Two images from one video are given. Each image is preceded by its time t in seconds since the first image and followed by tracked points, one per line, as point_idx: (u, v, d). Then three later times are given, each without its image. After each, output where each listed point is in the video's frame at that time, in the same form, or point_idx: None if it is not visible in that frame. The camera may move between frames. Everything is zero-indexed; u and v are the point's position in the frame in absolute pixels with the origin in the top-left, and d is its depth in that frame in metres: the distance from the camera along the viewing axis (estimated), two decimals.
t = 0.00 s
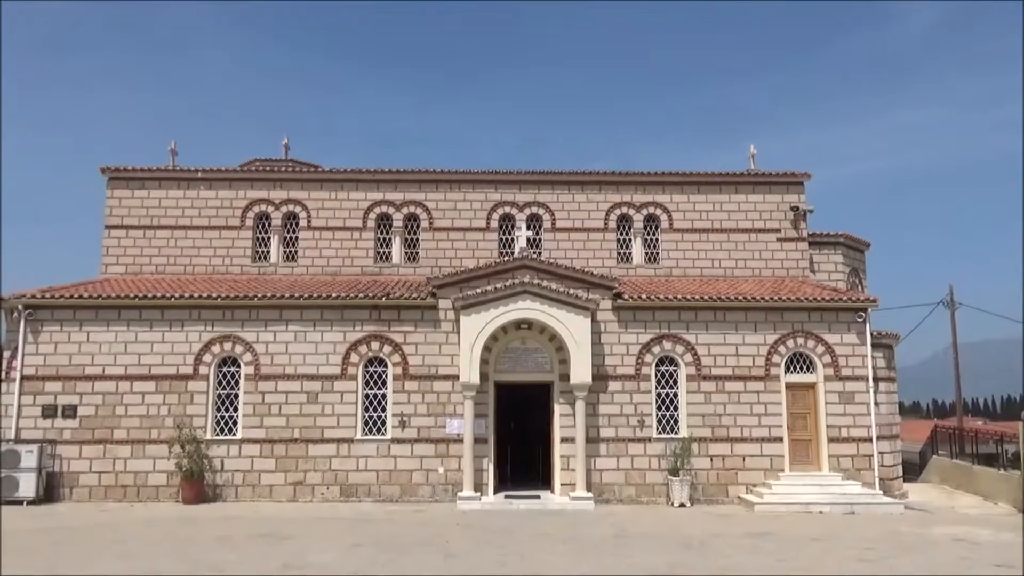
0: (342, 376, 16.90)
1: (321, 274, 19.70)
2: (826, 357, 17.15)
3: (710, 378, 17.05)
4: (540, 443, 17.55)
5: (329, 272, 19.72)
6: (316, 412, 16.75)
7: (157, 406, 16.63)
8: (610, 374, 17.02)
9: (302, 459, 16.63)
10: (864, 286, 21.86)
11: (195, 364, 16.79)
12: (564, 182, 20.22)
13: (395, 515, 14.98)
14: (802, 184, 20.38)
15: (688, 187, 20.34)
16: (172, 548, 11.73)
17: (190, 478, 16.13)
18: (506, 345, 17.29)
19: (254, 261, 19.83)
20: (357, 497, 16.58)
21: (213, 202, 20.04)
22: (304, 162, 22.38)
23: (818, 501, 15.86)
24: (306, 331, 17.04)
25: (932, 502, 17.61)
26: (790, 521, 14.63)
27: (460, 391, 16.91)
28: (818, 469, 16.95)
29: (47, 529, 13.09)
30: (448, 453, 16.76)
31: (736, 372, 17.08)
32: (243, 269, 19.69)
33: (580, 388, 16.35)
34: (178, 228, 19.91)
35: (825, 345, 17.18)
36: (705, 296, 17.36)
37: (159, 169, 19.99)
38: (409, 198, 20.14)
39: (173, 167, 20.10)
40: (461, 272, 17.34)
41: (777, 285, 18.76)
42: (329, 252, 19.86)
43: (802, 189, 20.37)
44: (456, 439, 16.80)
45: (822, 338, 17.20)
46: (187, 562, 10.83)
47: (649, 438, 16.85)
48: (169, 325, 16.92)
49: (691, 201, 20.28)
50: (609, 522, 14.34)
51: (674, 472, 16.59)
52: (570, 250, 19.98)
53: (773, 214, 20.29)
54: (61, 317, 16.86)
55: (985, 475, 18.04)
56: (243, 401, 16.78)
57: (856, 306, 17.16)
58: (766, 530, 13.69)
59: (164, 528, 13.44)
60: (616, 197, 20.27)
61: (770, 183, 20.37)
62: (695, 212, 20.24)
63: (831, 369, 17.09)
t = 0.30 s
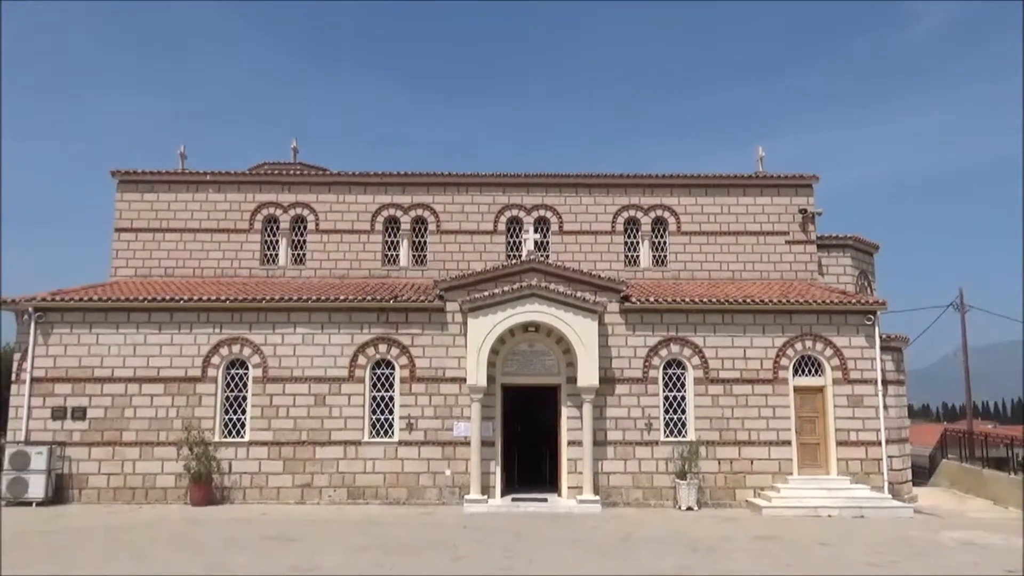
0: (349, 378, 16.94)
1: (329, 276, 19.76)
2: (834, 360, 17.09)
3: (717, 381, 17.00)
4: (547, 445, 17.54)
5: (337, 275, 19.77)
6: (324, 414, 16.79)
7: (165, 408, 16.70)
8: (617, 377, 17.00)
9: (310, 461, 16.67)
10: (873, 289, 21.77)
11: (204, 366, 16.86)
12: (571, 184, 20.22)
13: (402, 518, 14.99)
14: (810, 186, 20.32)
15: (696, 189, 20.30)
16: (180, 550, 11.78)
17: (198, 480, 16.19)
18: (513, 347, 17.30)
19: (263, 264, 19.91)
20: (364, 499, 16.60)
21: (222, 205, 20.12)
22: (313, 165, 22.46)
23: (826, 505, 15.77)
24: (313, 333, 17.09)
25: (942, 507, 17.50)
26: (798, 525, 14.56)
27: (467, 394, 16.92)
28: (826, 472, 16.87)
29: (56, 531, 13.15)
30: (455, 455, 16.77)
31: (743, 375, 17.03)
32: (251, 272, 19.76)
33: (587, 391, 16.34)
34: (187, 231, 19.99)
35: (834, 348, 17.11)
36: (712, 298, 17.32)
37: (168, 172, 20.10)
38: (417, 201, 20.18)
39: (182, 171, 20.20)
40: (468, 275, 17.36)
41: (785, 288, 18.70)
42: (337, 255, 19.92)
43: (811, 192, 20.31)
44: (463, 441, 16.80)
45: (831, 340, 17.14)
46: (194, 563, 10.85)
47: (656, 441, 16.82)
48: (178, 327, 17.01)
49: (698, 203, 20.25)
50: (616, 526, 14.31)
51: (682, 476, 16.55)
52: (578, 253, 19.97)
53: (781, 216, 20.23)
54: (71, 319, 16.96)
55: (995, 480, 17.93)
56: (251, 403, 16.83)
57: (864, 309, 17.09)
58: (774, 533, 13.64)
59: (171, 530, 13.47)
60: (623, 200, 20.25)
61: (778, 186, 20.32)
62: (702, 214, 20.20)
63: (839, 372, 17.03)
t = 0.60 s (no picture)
0: (349, 382, 16.93)
1: (329, 280, 19.75)
2: (834, 363, 17.09)
3: (717, 385, 17.00)
4: (547, 449, 17.53)
5: (337, 278, 19.76)
6: (323, 418, 16.78)
7: (164, 412, 16.68)
8: (617, 380, 17.00)
9: (309, 465, 16.65)
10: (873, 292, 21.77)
11: (203, 370, 16.85)
12: (570, 188, 20.24)
13: (402, 522, 14.98)
14: (810, 190, 20.33)
15: (695, 193, 20.32)
16: (180, 553, 11.77)
17: (197, 484, 16.16)
18: (512, 351, 17.29)
19: (262, 267, 19.90)
20: (364, 503, 16.58)
21: (221, 209, 20.13)
22: (312, 169, 22.47)
23: (826, 509, 15.75)
24: (313, 336, 17.08)
25: (942, 510, 17.49)
26: (798, 529, 14.55)
27: (466, 397, 16.91)
28: (826, 476, 16.86)
29: (55, 535, 13.13)
30: (454, 459, 16.75)
31: (743, 378, 17.03)
32: (251, 276, 19.75)
33: (587, 394, 16.33)
34: (187, 234, 19.99)
35: (833, 351, 17.12)
36: (712, 302, 17.33)
37: (168, 176, 20.10)
38: (416, 204, 20.19)
39: (182, 174, 20.20)
40: (468, 278, 17.36)
41: (785, 291, 18.70)
42: (336, 259, 19.91)
43: (810, 195, 20.33)
44: (462, 445, 16.78)
45: (830, 344, 17.14)
46: (194, 567, 10.83)
47: (656, 445, 16.81)
48: (177, 331, 16.99)
49: (698, 206, 20.26)
50: (616, 530, 14.30)
51: (681, 479, 16.53)
52: (578, 256, 19.97)
53: (781, 219, 20.25)
54: (70, 323, 16.95)
55: (994, 483, 17.93)
56: (250, 407, 16.82)
57: (864, 312, 17.10)
58: (774, 537, 13.64)
59: (171, 533, 13.45)
60: (622, 203, 20.26)
61: (777, 190, 20.33)
62: (702, 218, 20.21)
63: (839, 375, 17.02)
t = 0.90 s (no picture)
0: (352, 385, 16.93)
1: (332, 283, 19.77)
2: (837, 368, 17.05)
3: (720, 389, 16.98)
4: (549, 453, 17.51)
5: (340, 282, 19.78)
6: (326, 421, 16.78)
7: (167, 415, 16.70)
8: (619, 384, 16.98)
9: (312, 468, 16.65)
10: (876, 296, 21.73)
11: (206, 373, 16.86)
12: (573, 192, 20.25)
13: (404, 525, 14.97)
14: (813, 194, 20.32)
15: (698, 197, 20.32)
16: (182, 557, 11.77)
17: (200, 487, 16.16)
18: (515, 355, 17.29)
19: (265, 271, 19.93)
20: (366, 506, 16.57)
21: (225, 212, 20.16)
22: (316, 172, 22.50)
23: (830, 514, 15.68)
24: (316, 340, 17.09)
25: (946, 515, 17.43)
26: (801, 534, 14.51)
27: (469, 401, 16.90)
28: (830, 481, 16.82)
29: (58, 538, 13.14)
30: (457, 463, 16.74)
31: (746, 382, 17.00)
32: (254, 279, 19.77)
33: (590, 398, 16.31)
34: (190, 238, 20.03)
35: (836, 355, 17.08)
36: (715, 306, 17.31)
37: (172, 179, 20.15)
38: (419, 208, 20.21)
39: (185, 178, 20.25)
40: (470, 282, 17.36)
41: (788, 295, 18.68)
42: (339, 262, 19.93)
43: (813, 200, 20.31)
44: (465, 449, 16.77)
45: (834, 348, 17.11)
46: (197, 571, 10.80)
47: (659, 449, 16.79)
48: (180, 334, 17.01)
49: (701, 211, 20.25)
50: (619, 534, 14.27)
51: (684, 484, 16.50)
52: (580, 260, 19.97)
53: (784, 224, 20.23)
54: (74, 326, 16.98)
55: (998, 489, 17.87)
56: (253, 410, 16.83)
57: (867, 317, 17.07)
58: (778, 542, 13.60)
59: (173, 537, 13.44)
60: (625, 207, 20.27)
61: (780, 194, 20.32)
62: (705, 222, 20.21)
63: (842, 380, 16.99)
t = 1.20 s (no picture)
0: (358, 388, 16.94)
1: (338, 286, 19.80)
2: (845, 371, 16.99)
3: (727, 392, 16.93)
4: (556, 456, 17.48)
5: (346, 284, 19.81)
6: (332, 424, 16.80)
7: (175, 417, 16.74)
8: (626, 388, 16.95)
9: (318, 471, 16.67)
10: (884, 300, 21.65)
11: (213, 376, 16.90)
12: (579, 195, 20.25)
13: (410, 528, 14.96)
14: (820, 197, 20.27)
15: (705, 200, 20.29)
16: (190, 559, 11.80)
17: (207, 489, 16.19)
18: (522, 358, 17.28)
19: (272, 273, 19.98)
20: (373, 509, 16.58)
21: (232, 215, 20.22)
22: (322, 175, 22.55)
23: (837, 518, 15.60)
24: (322, 343, 17.11)
25: (954, 520, 17.33)
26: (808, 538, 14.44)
27: (476, 404, 16.90)
28: (837, 485, 16.74)
29: (66, 540, 13.17)
30: (463, 466, 16.73)
31: (753, 386, 16.95)
32: (261, 282, 19.82)
33: (596, 402, 16.28)
34: (198, 240, 20.09)
35: (844, 359, 17.02)
36: (722, 309, 17.27)
37: (179, 182, 20.23)
38: (426, 211, 20.24)
39: (193, 181, 20.32)
40: (477, 285, 17.36)
41: (795, 299, 18.63)
42: (346, 265, 19.96)
43: (820, 203, 20.26)
44: (471, 452, 16.76)
45: (841, 352, 17.04)
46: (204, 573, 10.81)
47: (666, 453, 16.75)
48: (188, 337, 17.06)
49: (707, 214, 20.22)
50: (625, 538, 14.24)
51: (691, 487, 16.45)
52: (587, 263, 19.96)
53: (791, 226, 20.17)
54: (82, 328, 17.04)
55: (1006, 493, 17.74)
56: (260, 413, 16.86)
57: (875, 320, 17.00)
58: (785, 546, 13.55)
59: (180, 539, 13.46)
60: (632, 210, 20.25)
61: (787, 197, 20.27)
62: (711, 225, 20.17)
63: (850, 384, 16.92)
